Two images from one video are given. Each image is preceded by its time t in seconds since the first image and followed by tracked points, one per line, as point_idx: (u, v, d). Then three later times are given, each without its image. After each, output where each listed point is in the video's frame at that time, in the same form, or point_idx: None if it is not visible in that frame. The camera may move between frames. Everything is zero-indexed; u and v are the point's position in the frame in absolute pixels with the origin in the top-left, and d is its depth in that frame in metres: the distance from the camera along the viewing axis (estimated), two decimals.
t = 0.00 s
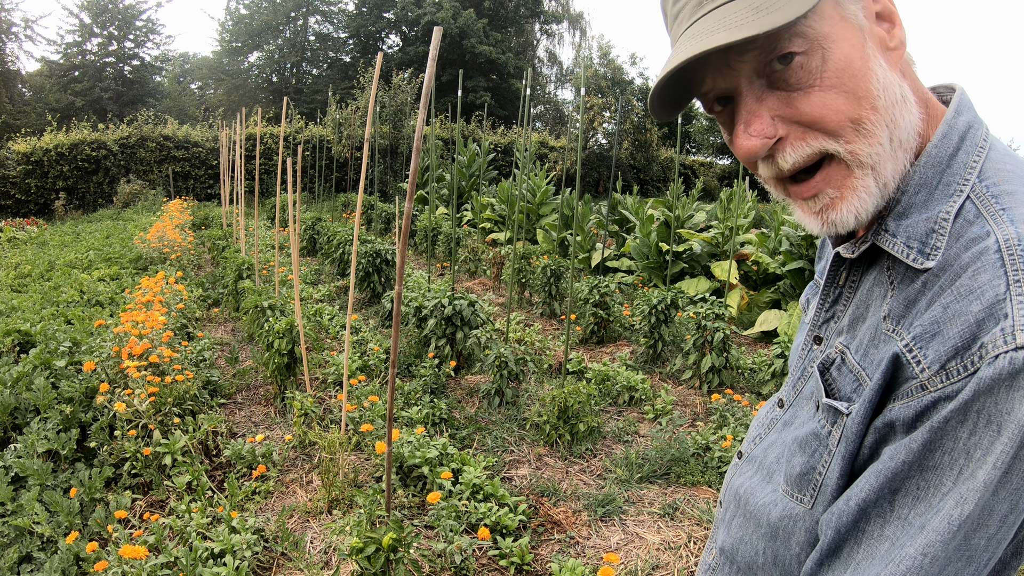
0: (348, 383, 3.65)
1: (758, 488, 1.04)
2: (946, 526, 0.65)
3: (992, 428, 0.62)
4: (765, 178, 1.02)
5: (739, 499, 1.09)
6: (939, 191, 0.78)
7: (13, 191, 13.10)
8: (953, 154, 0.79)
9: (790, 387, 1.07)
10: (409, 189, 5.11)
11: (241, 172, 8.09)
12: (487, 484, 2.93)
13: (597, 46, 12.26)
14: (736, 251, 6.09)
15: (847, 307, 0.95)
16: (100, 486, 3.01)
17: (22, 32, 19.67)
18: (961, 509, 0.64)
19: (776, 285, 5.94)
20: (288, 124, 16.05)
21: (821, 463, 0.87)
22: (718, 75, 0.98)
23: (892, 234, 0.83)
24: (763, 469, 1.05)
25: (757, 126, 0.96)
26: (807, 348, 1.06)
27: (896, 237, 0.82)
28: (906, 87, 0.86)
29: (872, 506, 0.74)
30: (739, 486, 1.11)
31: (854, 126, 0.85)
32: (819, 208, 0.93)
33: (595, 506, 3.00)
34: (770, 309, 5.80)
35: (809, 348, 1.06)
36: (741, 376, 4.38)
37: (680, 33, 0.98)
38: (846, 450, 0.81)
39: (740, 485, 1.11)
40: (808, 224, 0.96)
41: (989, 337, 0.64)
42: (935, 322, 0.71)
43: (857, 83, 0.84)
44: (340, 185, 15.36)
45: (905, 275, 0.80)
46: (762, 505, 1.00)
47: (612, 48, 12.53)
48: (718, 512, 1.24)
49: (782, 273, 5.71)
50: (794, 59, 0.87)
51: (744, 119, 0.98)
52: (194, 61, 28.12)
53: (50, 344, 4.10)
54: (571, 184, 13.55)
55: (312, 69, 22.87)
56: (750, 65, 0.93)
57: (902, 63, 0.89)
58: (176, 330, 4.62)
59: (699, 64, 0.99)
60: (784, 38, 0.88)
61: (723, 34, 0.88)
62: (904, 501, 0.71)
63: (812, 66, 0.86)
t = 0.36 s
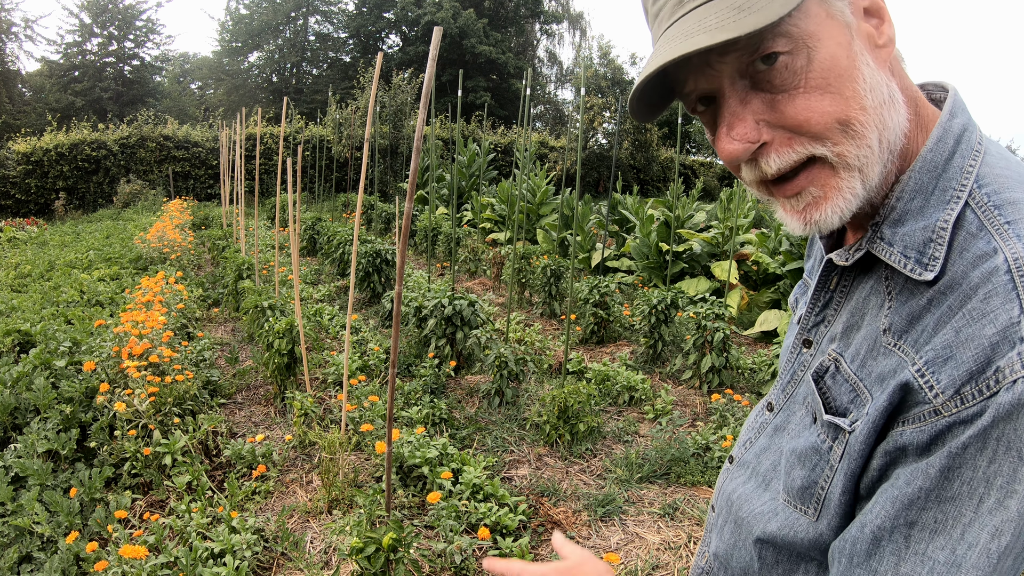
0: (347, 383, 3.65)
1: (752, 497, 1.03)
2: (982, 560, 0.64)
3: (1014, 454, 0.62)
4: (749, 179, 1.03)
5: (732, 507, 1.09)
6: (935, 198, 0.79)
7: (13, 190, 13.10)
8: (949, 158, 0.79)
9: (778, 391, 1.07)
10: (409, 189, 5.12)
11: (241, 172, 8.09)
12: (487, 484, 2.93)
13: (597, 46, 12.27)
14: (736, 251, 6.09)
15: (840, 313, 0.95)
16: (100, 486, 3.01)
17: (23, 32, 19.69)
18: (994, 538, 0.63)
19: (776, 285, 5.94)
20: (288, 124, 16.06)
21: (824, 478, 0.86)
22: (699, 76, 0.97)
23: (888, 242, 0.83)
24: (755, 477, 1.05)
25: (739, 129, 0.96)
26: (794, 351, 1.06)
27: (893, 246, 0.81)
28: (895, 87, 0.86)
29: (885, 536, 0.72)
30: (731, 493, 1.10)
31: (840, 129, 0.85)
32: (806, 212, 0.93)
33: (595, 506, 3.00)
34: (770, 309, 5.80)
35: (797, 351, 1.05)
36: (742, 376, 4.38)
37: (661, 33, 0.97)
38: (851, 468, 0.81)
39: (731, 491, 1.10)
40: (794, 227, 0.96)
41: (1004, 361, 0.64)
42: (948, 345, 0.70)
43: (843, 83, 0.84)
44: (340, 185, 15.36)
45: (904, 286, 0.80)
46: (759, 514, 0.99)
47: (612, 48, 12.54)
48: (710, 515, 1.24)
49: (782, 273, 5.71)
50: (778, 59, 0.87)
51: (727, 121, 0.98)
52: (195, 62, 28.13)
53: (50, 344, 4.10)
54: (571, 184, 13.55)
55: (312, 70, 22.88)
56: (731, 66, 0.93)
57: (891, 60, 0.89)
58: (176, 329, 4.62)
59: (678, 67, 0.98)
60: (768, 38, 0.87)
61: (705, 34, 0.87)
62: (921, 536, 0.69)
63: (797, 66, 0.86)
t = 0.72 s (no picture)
0: (347, 383, 3.65)
1: (750, 496, 1.03)
2: (947, 546, 0.69)
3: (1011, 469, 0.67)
4: (762, 164, 1.00)
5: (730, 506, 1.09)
6: (967, 218, 0.79)
7: (13, 191, 13.10)
8: (983, 177, 0.79)
9: (776, 389, 1.05)
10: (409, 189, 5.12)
11: (240, 172, 8.09)
12: (487, 484, 2.93)
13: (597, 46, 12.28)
14: (736, 251, 6.09)
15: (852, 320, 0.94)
16: (100, 485, 3.01)
17: (23, 32, 19.71)
18: (955, 522, 0.69)
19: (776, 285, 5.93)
20: (288, 124, 16.06)
21: (813, 476, 0.87)
22: (725, 49, 0.92)
23: (917, 259, 0.82)
24: (749, 477, 1.05)
25: (761, 109, 0.92)
26: (793, 351, 1.04)
27: (921, 264, 0.81)
28: (930, 88, 0.85)
29: (861, 493, 0.76)
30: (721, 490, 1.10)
31: (870, 123, 0.84)
32: (819, 206, 0.92)
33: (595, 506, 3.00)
34: (771, 309, 5.80)
35: (796, 351, 1.03)
36: (742, 376, 4.37)
37: None
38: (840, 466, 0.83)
39: (723, 487, 1.11)
40: (804, 218, 0.95)
41: None
42: (968, 365, 0.71)
43: (879, 74, 0.82)
44: (340, 185, 15.36)
45: (926, 302, 0.79)
46: (758, 517, 1.00)
47: (612, 48, 12.54)
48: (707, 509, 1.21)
49: (782, 273, 5.71)
50: (814, 40, 0.84)
51: (750, 100, 0.94)
52: (195, 62, 28.13)
53: (50, 344, 4.10)
54: (571, 184, 13.55)
55: (312, 69, 22.89)
56: (761, 41, 0.89)
57: (931, 61, 0.87)
58: (176, 329, 4.62)
59: (704, 35, 0.93)
60: (809, 16, 0.84)
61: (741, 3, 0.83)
62: (890, 506, 0.74)
63: (832, 50, 0.83)
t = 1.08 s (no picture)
0: (347, 383, 3.64)
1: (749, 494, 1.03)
2: (935, 530, 0.70)
3: (1005, 460, 0.67)
4: (763, 163, 1.00)
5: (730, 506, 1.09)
6: (969, 218, 0.78)
7: (13, 191, 13.10)
8: (986, 178, 0.79)
9: (776, 389, 1.05)
10: (409, 189, 5.12)
11: (240, 172, 8.08)
12: (487, 484, 2.93)
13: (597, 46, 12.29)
14: (736, 251, 6.08)
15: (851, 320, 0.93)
16: (100, 485, 3.01)
17: (23, 32, 19.70)
18: (945, 506, 0.69)
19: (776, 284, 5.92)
20: (288, 124, 16.05)
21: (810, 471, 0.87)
22: (735, 44, 0.91)
23: (918, 260, 0.81)
24: (749, 474, 1.04)
25: (768, 109, 0.92)
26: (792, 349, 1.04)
27: (922, 265, 0.80)
28: (936, 93, 0.85)
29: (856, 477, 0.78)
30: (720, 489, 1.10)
31: (877, 129, 0.84)
32: (821, 208, 0.93)
33: (595, 506, 3.00)
34: (771, 309, 5.79)
35: (795, 349, 1.03)
36: (742, 376, 4.35)
37: None
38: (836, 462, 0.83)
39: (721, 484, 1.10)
40: (803, 217, 0.97)
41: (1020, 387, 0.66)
42: (964, 358, 0.71)
43: (890, 79, 0.82)
44: (340, 185, 15.37)
45: (926, 302, 0.79)
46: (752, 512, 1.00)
47: (612, 48, 12.54)
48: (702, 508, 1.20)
49: (782, 273, 5.71)
50: (826, 40, 0.83)
51: (757, 98, 0.93)
52: (195, 62, 28.10)
53: (51, 344, 4.10)
54: (571, 184, 13.55)
55: (312, 69, 22.89)
56: (772, 38, 0.88)
57: (938, 63, 0.87)
58: (176, 329, 4.61)
59: (713, 29, 0.91)
60: (824, 15, 0.83)
61: None
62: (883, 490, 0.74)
63: (845, 51, 0.82)
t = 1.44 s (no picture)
0: (347, 383, 3.64)
1: (754, 497, 1.02)
2: (948, 537, 0.70)
3: (1013, 462, 0.67)
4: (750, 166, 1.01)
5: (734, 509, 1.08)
6: (968, 216, 0.79)
7: (13, 191, 13.10)
8: (983, 175, 0.79)
9: (779, 390, 1.04)
10: (410, 188, 5.12)
11: (240, 172, 8.08)
12: (487, 484, 2.93)
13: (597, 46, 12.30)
14: (736, 251, 6.08)
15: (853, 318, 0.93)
16: (100, 485, 3.01)
17: (23, 32, 19.71)
18: (956, 512, 0.70)
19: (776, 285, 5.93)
20: (288, 124, 16.05)
21: (817, 476, 0.87)
22: (717, 53, 0.91)
23: (918, 257, 0.81)
24: (752, 476, 1.04)
25: (748, 116, 0.93)
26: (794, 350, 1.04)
27: (922, 262, 0.80)
28: (922, 98, 0.84)
29: (864, 487, 0.78)
30: (725, 492, 1.09)
31: (854, 137, 0.84)
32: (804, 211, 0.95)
33: (595, 506, 3.00)
34: (771, 309, 5.79)
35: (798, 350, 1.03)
36: (742, 376, 4.37)
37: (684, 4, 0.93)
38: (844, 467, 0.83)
39: (724, 487, 1.10)
40: (797, 225, 0.98)
41: None
42: (968, 359, 0.71)
43: (867, 87, 0.82)
44: (340, 185, 15.37)
45: (926, 300, 0.79)
46: (760, 515, 0.99)
47: (612, 48, 12.54)
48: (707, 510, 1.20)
49: (782, 273, 5.71)
50: (803, 52, 0.84)
51: (738, 106, 0.94)
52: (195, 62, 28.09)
53: (50, 344, 4.10)
54: (571, 184, 13.55)
55: (312, 70, 22.89)
56: (751, 50, 0.89)
57: (930, 66, 0.86)
58: (176, 329, 4.61)
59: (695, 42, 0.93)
60: (799, 29, 0.83)
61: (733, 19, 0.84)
62: (892, 498, 0.74)
63: (821, 63, 0.83)
